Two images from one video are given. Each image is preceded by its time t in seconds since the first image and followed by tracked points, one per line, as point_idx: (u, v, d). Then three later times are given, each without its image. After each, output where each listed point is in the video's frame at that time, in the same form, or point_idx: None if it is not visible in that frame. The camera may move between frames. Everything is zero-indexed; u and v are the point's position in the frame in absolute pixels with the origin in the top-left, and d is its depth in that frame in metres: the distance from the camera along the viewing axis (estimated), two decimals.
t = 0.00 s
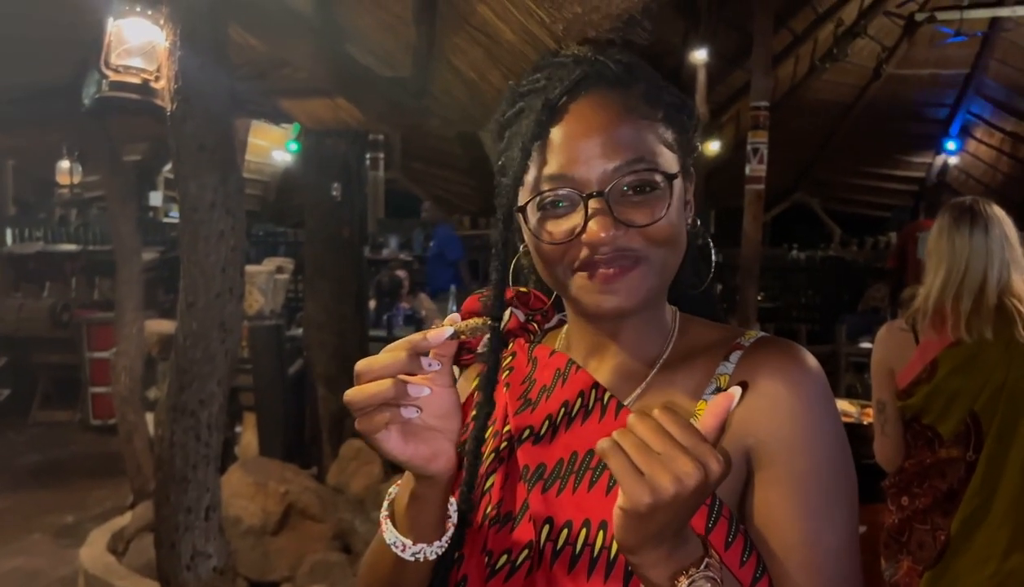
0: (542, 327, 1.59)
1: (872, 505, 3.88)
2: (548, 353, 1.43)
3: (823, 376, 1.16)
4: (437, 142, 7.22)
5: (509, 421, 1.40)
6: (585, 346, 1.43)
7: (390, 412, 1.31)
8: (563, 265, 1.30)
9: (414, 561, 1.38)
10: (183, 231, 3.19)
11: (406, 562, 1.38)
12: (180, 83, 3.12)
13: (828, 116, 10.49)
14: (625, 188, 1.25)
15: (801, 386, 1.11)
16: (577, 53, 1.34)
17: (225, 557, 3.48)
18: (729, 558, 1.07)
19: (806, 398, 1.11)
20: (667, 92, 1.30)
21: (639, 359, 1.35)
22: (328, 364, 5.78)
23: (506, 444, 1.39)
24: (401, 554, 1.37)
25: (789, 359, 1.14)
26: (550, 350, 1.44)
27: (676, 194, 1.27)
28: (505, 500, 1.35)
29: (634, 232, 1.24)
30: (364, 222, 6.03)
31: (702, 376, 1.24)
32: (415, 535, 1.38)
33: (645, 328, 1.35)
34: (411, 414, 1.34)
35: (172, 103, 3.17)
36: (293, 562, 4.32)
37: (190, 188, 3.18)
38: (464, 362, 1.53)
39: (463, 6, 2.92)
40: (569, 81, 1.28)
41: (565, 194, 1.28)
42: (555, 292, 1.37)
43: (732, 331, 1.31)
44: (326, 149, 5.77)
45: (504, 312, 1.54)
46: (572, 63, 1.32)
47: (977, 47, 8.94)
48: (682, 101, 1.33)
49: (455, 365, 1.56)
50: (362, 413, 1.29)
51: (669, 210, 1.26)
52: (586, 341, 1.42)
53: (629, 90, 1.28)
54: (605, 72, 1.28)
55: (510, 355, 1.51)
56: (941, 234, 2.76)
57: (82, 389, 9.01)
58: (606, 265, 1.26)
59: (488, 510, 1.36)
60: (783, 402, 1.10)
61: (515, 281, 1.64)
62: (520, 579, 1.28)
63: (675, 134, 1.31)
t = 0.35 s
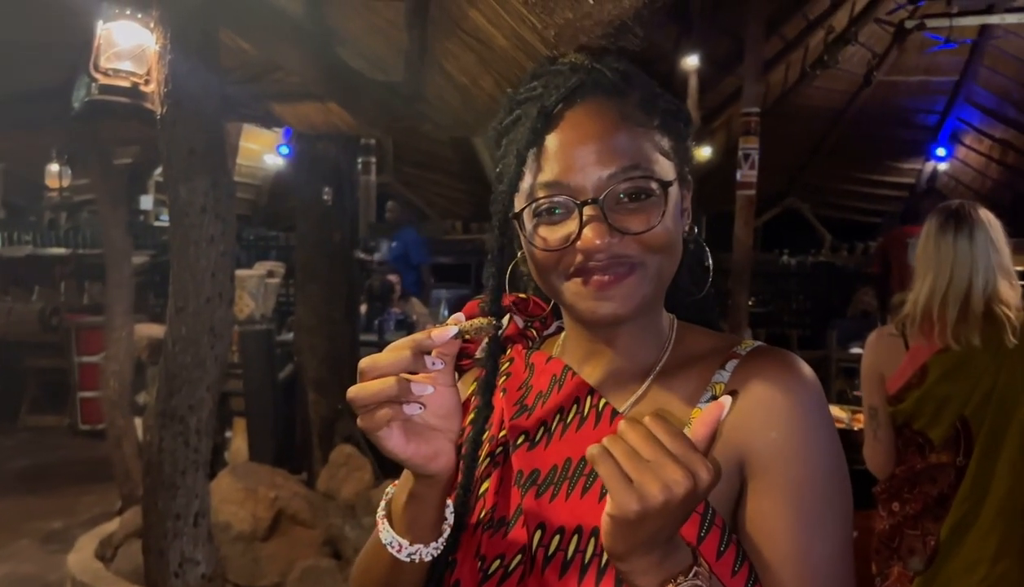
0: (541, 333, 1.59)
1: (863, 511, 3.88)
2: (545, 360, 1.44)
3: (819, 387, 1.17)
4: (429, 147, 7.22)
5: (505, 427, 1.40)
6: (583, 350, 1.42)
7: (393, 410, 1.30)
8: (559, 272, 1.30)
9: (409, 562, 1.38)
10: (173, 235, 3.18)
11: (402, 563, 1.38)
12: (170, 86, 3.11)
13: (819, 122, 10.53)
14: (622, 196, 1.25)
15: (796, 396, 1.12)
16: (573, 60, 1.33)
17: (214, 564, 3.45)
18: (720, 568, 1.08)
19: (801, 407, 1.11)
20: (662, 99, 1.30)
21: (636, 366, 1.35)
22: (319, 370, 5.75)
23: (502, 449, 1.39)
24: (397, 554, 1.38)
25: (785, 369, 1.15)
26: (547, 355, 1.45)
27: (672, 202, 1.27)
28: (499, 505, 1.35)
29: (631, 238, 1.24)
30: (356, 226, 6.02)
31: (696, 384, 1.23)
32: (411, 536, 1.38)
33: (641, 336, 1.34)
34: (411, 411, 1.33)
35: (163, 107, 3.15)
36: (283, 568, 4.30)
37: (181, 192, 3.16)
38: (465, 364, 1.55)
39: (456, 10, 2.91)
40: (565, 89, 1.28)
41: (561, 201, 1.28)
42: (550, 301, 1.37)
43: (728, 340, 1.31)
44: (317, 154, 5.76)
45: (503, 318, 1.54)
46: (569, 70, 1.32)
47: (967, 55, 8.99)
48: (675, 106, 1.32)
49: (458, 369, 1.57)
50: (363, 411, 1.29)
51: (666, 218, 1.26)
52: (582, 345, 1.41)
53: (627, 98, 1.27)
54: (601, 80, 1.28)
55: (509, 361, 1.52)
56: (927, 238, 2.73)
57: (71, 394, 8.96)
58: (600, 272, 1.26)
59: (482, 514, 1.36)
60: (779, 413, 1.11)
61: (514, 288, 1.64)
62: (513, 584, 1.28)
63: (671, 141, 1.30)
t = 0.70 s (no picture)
0: (544, 336, 1.56)
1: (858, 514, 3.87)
2: (545, 363, 1.44)
3: (819, 392, 1.16)
4: (422, 149, 7.22)
5: (502, 431, 1.39)
6: (583, 354, 1.40)
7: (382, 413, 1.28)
8: (554, 275, 1.29)
9: (404, 565, 1.37)
10: (165, 236, 3.15)
11: (396, 566, 1.37)
12: (161, 87, 3.08)
13: (812, 124, 10.55)
14: (617, 199, 1.24)
15: (796, 403, 1.11)
16: (572, 62, 1.31)
17: (206, 567, 3.43)
18: (711, 576, 1.06)
19: (801, 413, 1.11)
20: (662, 100, 1.27)
21: (634, 370, 1.33)
22: (312, 371, 5.73)
23: (499, 453, 1.38)
24: (392, 557, 1.36)
25: (785, 376, 1.14)
26: (547, 359, 1.45)
27: (671, 203, 1.25)
28: (495, 508, 1.34)
29: (627, 241, 1.23)
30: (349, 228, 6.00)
31: (694, 389, 1.22)
32: (407, 539, 1.37)
33: (639, 340, 1.33)
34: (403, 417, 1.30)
35: (153, 108, 3.12)
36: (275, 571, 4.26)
37: (172, 193, 3.14)
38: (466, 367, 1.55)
39: (449, 11, 2.89)
40: (561, 91, 1.27)
41: (557, 204, 1.27)
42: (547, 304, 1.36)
43: (729, 344, 1.29)
44: (310, 156, 5.74)
45: (502, 322, 1.54)
46: (567, 72, 1.30)
47: (959, 57, 9.02)
48: (675, 107, 1.30)
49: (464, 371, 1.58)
50: (352, 416, 1.28)
51: (663, 221, 1.24)
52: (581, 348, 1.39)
53: (623, 100, 1.25)
54: (597, 81, 1.26)
55: (509, 364, 1.51)
56: (926, 242, 2.73)
57: (63, 395, 8.92)
58: (591, 277, 1.25)
59: (478, 517, 1.35)
60: (778, 420, 1.11)
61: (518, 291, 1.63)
62: None
63: (669, 143, 1.28)
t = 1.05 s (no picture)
0: (544, 335, 1.57)
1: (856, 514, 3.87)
2: (544, 363, 1.43)
3: (821, 393, 1.16)
4: (418, 148, 7.21)
5: (502, 430, 1.40)
6: (583, 355, 1.40)
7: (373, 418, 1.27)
8: (534, 276, 1.30)
9: (402, 566, 1.34)
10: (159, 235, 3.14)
11: (392, 566, 1.34)
12: (155, 86, 3.06)
13: (808, 123, 10.56)
14: (587, 204, 1.22)
15: (798, 404, 1.11)
16: (573, 59, 1.31)
17: (200, 568, 3.42)
18: (710, 578, 1.05)
19: (804, 415, 1.10)
20: (663, 97, 1.25)
21: (634, 372, 1.32)
22: (307, 371, 5.72)
23: (496, 455, 1.39)
24: (390, 558, 1.34)
25: (787, 377, 1.14)
26: (547, 357, 1.44)
27: (653, 206, 1.21)
28: (493, 508, 1.34)
29: (595, 246, 1.21)
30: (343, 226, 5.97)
31: (694, 390, 1.22)
32: (403, 540, 1.34)
33: (637, 340, 1.32)
34: (397, 423, 1.29)
35: (147, 106, 3.10)
36: (270, 571, 4.24)
37: (166, 193, 3.12)
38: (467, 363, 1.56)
39: (444, 10, 2.87)
40: (545, 94, 1.29)
41: (528, 208, 1.27)
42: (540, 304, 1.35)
43: (732, 345, 1.28)
44: (306, 155, 5.71)
45: (504, 322, 1.57)
46: (562, 70, 1.30)
47: (955, 57, 9.03)
48: (675, 105, 1.26)
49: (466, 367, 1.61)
50: (344, 421, 1.27)
51: (644, 224, 1.21)
52: (580, 348, 1.39)
53: (614, 99, 1.24)
54: (587, 80, 1.26)
55: (509, 363, 1.51)
56: (926, 239, 2.72)
57: (57, 395, 8.90)
58: (567, 282, 1.25)
59: (476, 517, 1.35)
60: (781, 421, 1.10)
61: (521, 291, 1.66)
62: None
63: (665, 141, 1.24)
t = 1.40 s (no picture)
0: (546, 335, 1.56)
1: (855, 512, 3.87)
2: (545, 362, 1.43)
3: (822, 393, 1.15)
4: (416, 145, 7.20)
5: (501, 430, 1.39)
6: (583, 356, 1.39)
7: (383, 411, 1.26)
8: (528, 272, 1.30)
9: (401, 559, 1.35)
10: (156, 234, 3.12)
11: (392, 559, 1.35)
12: (151, 83, 3.05)
13: (806, 121, 10.56)
14: (580, 203, 1.21)
15: (798, 403, 1.11)
16: (577, 57, 1.31)
17: (197, 567, 3.42)
18: (708, 577, 1.05)
19: (805, 416, 1.10)
20: (667, 98, 1.25)
21: (634, 372, 1.32)
22: (305, 370, 5.71)
23: (496, 454, 1.39)
24: (389, 551, 1.34)
25: (788, 377, 1.13)
26: (546, 357, 1.44)
27: (650, 205, 1.21)
28: (492, 507, 1.33)
29: (588, 246, 1.21)
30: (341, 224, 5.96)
31: (694, 389, 1.21)
32: (403, 532, 1.35)
33: (638, 341, 1.31)
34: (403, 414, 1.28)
35: (143, 104, 3.09)
36: (268, 570, 4.24)
37: (163, 191, 3.10)
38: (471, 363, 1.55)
39: (441, 7, 2.87)
40: (544, 91, 1.30)
41: (524, 208, 1.27)
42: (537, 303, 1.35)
43: (734, 345, 1.27)
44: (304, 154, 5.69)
45: (506, 321, 1.56)
46: (562, 70, 1.30)
47: (953, 54, 9.04)
48: (676, 104, 1.26)
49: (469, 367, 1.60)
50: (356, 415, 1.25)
51: (635, 225, 1.20)
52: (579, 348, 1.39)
53: (612, 97, 1.23)
54: (586, 79, 1.26)
55: (510, 362, 1.50)
56: (928, 237, 2.72)
57: (54, 394, 8.88)
58: (561, 280, 1.24)
59: (475, 516, 1.35)
60: (782, 422, 1.10)
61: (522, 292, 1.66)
62: None
63: (663, 142, 1.23)
